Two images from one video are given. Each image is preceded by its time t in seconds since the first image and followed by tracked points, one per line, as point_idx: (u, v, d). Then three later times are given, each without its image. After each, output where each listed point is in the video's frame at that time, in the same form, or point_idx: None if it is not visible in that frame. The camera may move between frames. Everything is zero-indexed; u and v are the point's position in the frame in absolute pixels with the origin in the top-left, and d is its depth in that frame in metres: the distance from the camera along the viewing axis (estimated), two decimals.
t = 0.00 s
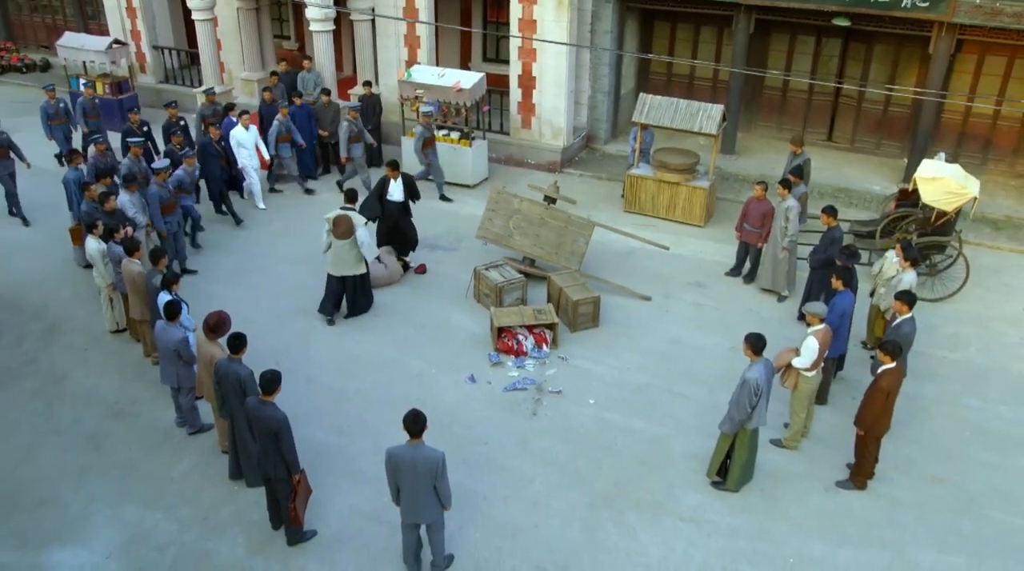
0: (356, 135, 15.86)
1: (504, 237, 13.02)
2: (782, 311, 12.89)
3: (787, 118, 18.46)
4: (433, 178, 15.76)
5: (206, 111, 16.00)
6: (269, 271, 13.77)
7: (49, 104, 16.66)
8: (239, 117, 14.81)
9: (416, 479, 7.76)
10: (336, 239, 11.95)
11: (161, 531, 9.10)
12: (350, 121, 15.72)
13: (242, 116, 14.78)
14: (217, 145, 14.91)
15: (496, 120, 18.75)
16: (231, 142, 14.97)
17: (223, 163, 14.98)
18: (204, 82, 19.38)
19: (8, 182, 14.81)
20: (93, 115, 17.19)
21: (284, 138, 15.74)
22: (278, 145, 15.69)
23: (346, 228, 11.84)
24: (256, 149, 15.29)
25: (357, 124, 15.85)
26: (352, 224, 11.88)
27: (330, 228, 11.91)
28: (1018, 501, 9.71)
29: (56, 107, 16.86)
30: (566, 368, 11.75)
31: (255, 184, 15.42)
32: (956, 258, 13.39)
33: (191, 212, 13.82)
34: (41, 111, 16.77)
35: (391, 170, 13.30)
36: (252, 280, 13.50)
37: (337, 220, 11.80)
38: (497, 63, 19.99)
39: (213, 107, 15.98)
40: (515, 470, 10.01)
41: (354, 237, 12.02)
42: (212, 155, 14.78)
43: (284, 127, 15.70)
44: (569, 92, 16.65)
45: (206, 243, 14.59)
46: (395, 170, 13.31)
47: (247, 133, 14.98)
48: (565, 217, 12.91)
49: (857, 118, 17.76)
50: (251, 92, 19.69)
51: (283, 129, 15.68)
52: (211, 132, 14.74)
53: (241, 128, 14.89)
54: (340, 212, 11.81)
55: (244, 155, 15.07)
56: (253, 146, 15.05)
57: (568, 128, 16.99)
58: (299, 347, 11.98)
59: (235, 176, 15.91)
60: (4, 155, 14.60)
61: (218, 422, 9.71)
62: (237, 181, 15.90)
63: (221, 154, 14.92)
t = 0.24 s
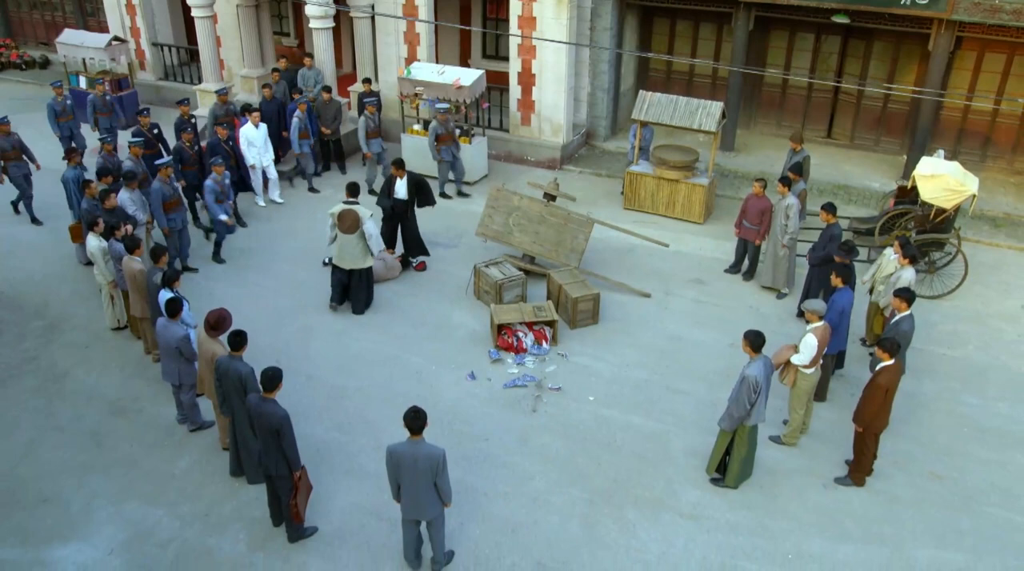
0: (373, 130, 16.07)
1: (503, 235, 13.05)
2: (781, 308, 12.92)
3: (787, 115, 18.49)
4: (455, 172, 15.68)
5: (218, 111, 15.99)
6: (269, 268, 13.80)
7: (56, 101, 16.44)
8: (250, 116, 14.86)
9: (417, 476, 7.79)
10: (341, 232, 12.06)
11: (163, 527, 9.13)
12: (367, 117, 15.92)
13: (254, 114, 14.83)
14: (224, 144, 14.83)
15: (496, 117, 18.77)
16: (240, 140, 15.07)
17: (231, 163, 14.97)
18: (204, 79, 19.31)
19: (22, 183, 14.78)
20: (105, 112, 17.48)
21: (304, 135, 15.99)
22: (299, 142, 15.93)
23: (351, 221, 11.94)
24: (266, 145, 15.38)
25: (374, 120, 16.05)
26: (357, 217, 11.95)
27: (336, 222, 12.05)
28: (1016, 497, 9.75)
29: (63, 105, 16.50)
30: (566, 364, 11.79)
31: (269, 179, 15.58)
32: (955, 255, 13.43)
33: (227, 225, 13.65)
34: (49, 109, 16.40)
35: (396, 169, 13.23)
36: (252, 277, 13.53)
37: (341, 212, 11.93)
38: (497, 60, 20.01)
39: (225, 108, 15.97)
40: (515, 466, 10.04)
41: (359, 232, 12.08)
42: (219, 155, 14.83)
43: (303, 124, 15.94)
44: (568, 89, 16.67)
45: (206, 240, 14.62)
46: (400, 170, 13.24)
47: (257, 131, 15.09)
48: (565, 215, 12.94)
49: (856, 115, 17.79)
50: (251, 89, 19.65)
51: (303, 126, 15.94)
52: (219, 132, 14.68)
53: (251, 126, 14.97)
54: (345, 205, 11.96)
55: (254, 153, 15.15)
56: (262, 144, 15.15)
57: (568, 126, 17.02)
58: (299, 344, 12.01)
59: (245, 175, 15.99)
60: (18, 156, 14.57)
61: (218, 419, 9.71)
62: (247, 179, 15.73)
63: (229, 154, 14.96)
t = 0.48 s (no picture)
0: (390, 130, 15.66)
1: (503, 232, 13.05)
2: (780, 306, 12.94)
3: (786, 112, 18.49)
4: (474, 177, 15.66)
5: (231, 111, 15.95)
6: (269, 266, 13.82)
7: (66, 104, 16.17)
8: (262, 117, 14.81)
9: (417, 473, 7.81)
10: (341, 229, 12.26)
11: (164, 525, 9.15)
12: (384, 116, 15.57)
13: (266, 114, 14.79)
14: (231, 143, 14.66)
15: (496, 114, 18.78)
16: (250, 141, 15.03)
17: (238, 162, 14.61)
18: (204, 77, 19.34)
19: (32, 182, 14.77)
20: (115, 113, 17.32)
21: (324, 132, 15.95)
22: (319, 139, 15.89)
23: (351, 217, 12.14)
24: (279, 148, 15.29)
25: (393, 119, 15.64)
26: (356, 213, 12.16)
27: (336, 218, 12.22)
28: (1014, 494, 9.78)
29: (73, 107, 16.28)
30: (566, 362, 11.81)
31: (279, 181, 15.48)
32: (954, 253, 13.45)
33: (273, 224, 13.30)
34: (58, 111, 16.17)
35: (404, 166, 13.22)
36: (252, 275, 13.55)
37: (341, 209, 12.11)
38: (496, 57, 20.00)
39: (237, 109, 16.00)
40: (515, 463, 10.06)
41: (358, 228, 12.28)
42: (227, 156, 14.42)
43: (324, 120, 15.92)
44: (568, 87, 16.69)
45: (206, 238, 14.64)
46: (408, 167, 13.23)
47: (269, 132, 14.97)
48: (565, 212, 12.97)
49: (856, 112, 17.80)
50: (251, 86, 19.68)
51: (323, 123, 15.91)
52: (225, 131, 14.29)
53: (263, 128, 14.90)
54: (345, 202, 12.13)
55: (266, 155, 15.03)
56: (274, 146, 15.04)
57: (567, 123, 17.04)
58: (299, 342, 12.02)
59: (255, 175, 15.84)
60: (29, 155, 14.58)
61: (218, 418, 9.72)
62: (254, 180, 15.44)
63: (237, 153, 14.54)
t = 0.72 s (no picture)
0: (403, 124, 15.51)
1: (502, 229, 13.02)
2: (779, 303, 12.95)
3: (786, 109, 18.49)
4: (480, 174, 15.61)
5: (241, 110, 15.96)
6: (269, 263, 13.82)
7: (74, 101, 16.19)
8: (272, 115, 14.70)
9: (417, 470, 7.81)
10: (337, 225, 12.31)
11: (164, 522, 9.16)
12: (395, 111, 15.42)
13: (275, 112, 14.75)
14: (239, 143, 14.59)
15: (495, 111, 18.76)
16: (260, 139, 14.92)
17: (245, 161, 14.54)
18: (203, 74, 19.31)
19: (43, 182, 14.77)
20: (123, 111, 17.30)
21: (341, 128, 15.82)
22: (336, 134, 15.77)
23: (346, 213, 12.20)
24: (288, 146, 15.17)
25: (409, 113, 15.49)
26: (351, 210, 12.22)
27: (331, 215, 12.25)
28: (1013, 490, 9.80)
29: (80, 103, 16.30)
30: (565, 359, 11.82)
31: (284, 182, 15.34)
32: (953, 249, 13.44)
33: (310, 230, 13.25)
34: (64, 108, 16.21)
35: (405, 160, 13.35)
36: (251, 272, 13.55)
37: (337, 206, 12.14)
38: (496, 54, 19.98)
39: (246, 106, 15.93)
40: (515, 459, 10.08)
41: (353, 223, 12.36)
42: (233, 155, 14.39)
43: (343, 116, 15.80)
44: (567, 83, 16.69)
45: (205, 235, 14.64)
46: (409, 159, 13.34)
47: (279, 130, 14.85)
48: (564, 209, 12.99)
49: (856, 109, 17.79)
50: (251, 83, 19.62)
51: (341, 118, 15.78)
52: (232, 131, 14.29)
53: (272, 126, 14.79)
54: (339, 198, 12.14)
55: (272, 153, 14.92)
56: (284, 144, 14.92)
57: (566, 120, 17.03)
58: (298, 338, 12.03)
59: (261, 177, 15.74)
60: (41, 155, 14.56)
61: (219, 414, 9.74)
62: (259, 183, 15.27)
63: (243, 152, 14.50)
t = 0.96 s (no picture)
0: (408, 121, 15.56)
1: (501, 226, 13.02)
2: (778, 300, 12.95)
3: (785, 106, 18.48)
4: (481, 172, 15.60)
5: (251, 108, 15.91)
6: (268, 261, 13.82)
7: (80, 102, 16.18)
8: (276, 115, 14.62)
9: (417, 467, 7.81)
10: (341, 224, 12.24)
11: (163, 519, 9.16)
12: (401, 108, 15.49)
13: (280, 112, 14.72)
14: (247, 143, 14.55)
15: (495, 108, 18.76)
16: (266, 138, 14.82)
17: (250, 162, 14.51)
18: (202, 71, 19.29)
19: (54, 180, 14.69)
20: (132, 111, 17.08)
21: (353, 126, 15.84)
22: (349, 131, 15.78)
23: (351, 212, 12.17)
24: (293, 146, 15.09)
25: (414, 110, 15.55)
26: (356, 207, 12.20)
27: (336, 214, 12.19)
28: (1012, 487, 9.80)
29: (87, 104, 16.29)
30: (564, 356, 11.82)
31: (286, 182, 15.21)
32: (953, 246, 13.44)
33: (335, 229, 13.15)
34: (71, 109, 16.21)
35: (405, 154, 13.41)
36: (250, 270, 13.55)
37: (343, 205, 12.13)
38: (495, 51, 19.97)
39: (258, 105, 15.90)
40: (514, 457, 10.08)
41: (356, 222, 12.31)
42: (239, 155, 14.36)
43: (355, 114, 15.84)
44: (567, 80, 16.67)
45: (205, 233, 14.64)
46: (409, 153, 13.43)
47: (283, 129, 14.80)
48: (564, 206, 13.00)
49: (855, 106, 17.78)
50: (250, 80, 19.62)
51: (353, 116, 15.82)
52: (240, 131, 14.31)
53: (277, 124, 14.75)
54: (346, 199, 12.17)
55: (276, 154, 14.83)
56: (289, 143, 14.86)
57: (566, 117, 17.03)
58: (298, 336, 12.03)
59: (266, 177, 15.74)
60: (52, 151, 14.51)
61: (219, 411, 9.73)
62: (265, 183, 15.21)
63: (250, 152, 14.48)
